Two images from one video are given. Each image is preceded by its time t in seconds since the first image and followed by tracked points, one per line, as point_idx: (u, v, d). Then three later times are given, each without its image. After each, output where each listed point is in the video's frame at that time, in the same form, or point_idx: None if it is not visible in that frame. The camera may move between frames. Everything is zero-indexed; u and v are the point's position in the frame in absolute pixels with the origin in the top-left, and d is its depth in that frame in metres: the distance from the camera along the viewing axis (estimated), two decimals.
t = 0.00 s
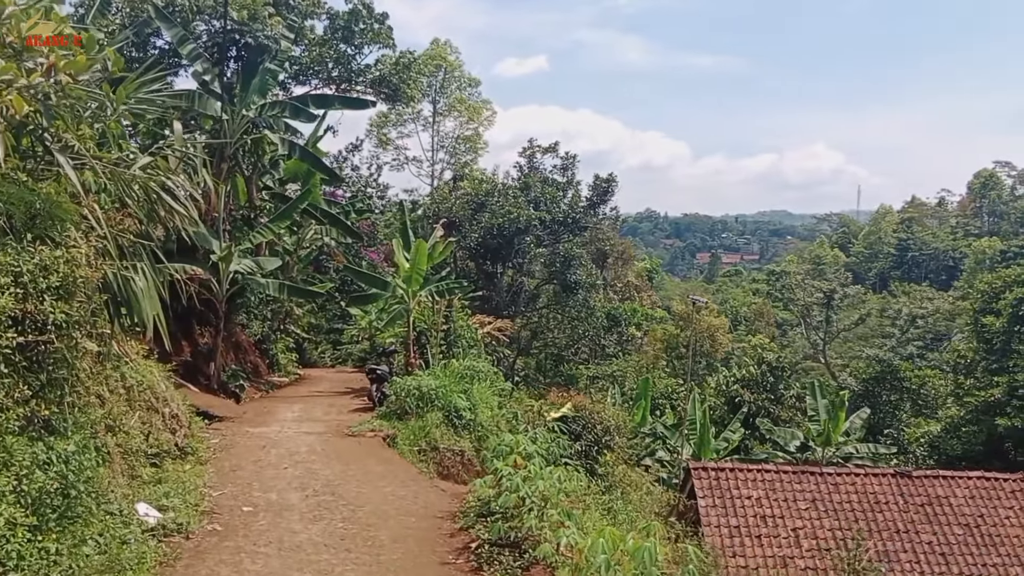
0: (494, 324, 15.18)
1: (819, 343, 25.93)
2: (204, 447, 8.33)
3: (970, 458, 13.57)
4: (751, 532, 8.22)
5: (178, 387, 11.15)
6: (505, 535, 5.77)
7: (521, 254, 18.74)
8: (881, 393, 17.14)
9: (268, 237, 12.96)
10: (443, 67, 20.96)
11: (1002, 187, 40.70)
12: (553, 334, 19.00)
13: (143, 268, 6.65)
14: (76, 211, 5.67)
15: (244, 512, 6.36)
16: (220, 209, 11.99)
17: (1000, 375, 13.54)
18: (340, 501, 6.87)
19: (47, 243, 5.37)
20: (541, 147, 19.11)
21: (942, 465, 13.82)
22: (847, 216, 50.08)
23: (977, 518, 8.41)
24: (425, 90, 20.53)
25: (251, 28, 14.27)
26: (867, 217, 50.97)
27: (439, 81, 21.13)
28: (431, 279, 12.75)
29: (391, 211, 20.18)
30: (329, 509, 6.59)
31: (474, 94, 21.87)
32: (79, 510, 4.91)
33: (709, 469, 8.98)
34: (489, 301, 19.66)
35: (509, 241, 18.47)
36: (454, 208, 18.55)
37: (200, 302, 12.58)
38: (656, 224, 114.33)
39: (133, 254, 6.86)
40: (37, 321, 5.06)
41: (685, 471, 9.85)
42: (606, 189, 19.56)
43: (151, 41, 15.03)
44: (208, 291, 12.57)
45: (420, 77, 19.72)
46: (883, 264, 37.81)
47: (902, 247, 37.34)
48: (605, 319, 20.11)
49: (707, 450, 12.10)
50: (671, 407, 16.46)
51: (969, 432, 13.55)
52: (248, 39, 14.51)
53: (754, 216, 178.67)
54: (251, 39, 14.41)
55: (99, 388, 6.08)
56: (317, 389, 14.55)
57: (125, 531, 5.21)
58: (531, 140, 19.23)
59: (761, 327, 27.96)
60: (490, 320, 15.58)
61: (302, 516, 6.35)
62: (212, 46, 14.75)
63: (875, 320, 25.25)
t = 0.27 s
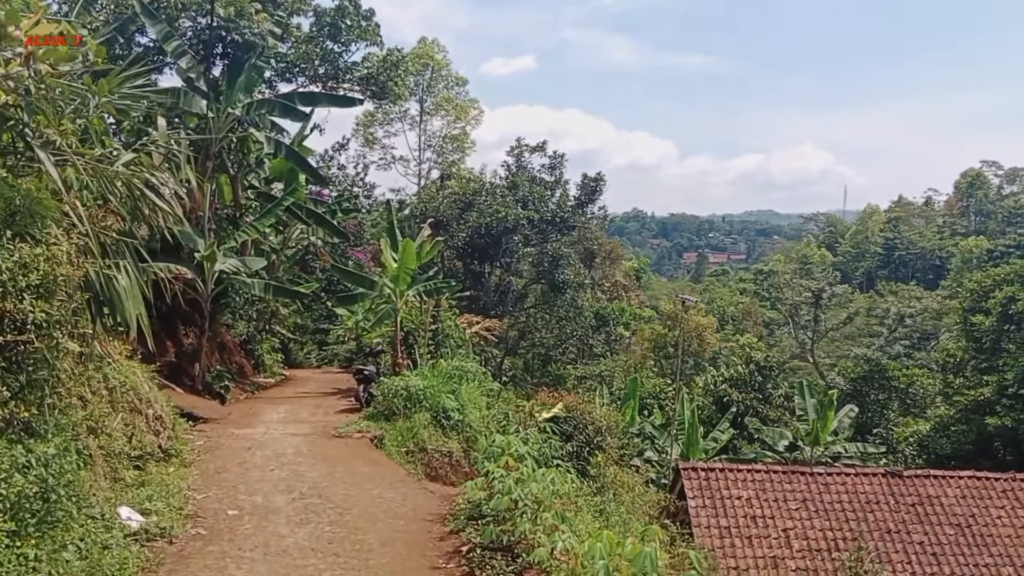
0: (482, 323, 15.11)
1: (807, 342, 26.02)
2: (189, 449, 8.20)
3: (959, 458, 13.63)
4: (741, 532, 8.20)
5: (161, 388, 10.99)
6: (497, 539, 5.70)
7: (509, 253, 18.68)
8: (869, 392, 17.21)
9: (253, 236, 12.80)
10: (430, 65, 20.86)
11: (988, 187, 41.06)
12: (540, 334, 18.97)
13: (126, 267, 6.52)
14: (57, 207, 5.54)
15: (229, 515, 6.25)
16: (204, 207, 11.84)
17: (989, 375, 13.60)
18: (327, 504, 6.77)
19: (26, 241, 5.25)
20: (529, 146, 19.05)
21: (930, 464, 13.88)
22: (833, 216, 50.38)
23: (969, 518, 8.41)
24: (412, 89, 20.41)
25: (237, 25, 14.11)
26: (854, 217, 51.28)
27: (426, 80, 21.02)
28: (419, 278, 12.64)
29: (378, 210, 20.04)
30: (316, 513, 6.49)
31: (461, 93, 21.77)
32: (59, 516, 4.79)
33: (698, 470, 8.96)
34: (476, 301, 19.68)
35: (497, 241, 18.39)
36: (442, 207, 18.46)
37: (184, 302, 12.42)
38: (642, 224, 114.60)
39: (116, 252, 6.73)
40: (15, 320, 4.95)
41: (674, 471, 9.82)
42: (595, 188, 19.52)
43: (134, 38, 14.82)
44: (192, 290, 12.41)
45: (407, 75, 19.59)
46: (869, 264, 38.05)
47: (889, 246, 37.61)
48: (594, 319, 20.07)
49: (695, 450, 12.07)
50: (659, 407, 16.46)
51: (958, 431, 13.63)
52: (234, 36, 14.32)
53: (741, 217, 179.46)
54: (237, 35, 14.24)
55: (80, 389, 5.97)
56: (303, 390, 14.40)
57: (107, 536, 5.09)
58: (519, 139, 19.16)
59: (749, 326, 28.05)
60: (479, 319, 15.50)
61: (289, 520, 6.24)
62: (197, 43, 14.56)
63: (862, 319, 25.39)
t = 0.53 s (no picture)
0: (471, 323, 15.00)
1: (794, 341, 26.14)
2: (173, 451, 8.08)
3: (946, 457, 13.72)
4: (731, 533, 8.19)
5: (146, 389, 10.84)
6: (489, 544, 5.61)
7: (497, 253, 18.62)
8: (856, 391, 17.31)
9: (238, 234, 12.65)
10: (417, 63, 20.74)
11: (971, 186, 41.45)
12: (528, 334, 18.94)
13: (108, 265, 6.41)
14: (36, 203, 5.41)
15: (214, 520, 6.14)
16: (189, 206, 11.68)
17: (976, 374, 13.68)
18: (315, 507, 6.68)
19: (4, 238, 5.11)
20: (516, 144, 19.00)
21: (917, 463, 13.97)
22: (818, 216, 50.71)
23: (958, 517, 8.42)
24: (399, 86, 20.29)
25: (223, 21, 13.94)
26: (839, 216, 51.65)
27: (412, 78, 20.90)
28: (407, 278, 12.54)
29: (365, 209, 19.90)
30: (303, 517, 6.40)
31: (448, 91, 21.67)
32: (39, 522, 4.68)
33: (688, 470, 8.96)
34: (464, 301, 19.50)
35: (485, 240, 18.32)
36: (429, 206, 18.36)
37: (169, 302, 12.25)
38: (629, 223, 114.85)
39: (98, 249, 6.59)
40: None
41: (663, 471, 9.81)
42: (582, 187, 19.49)
43: (117, 34, 14.61)
44: (176, 290, 12.24)
45: (394, 73, 19.47)
46: (854, 263, 38.30)
47: (874, 246, 37.89)
48: (583, 319, 20.02)
49: (683, 450, 12.17)
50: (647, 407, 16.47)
51: (945, 430, 13.71)
52: (220, 32, 14.14)
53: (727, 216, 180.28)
54: (222, 31, 14.05)
55: (63, 391, 5.89)
56: (289, 390, 14.26)
57: (89, 542, 4.97)
58: (507, 137, 19.10)
59: (736, 326, 28.17)
60: (467, 319, 15.44)
61: (276, 524, 6.15)
62: (182, 39, 14.37)
63: (848, 318, 25.55)
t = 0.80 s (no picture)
0: (458, 322, 14.87)
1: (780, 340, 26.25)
2: (158, 454, 7.95)
3: (932, 455, 13.75)
4: (721, 533, 8.18)
5: (129, 390, 10.68)
6: (483, 549, 5.55)
7: (484, 251, 18.55)
8: (842, 390, 17.40)
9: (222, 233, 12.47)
10: (403, 60, 20.60)
11: (954, 186, 41.86)
12: (515, 334, 18.83)
13: (89, 264, 6.24)
14: (13, 200, 5.18)
15: (200, 524, 6.04)
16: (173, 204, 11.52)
17: (962, 373, 13.75)
18: (303, 511, 6.59)
19: None
20: (503, 143, 18.93)
21: (903, 461, 14.04)
22: (803, 215, 51.06)
23: (946, 516, 8.46)
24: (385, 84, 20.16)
25: (208, 16, 13.69)
26: (823, 216, 52.04)
27: (398, 75, 20.77)
28: (394, 277, 12.44)
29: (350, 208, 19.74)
30: (291, 521, 6.30)
31: (434, 89, 21.56)
32: (19, 528, 4.57)
33: (677, 470, 8.94)
34: (451, 300, 19.30)
35: (472, 239, 18.24)
36: (416, 204, 18.26)
37: (152, 301, 12.08)
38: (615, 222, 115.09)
39: (78, 248, 6.43)
40: None
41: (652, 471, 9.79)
42: (570, 186, 19.44)
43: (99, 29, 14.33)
44: (160, 289, 12.07)
45: (381, 70, 19.34)
46: (839, 262, 38.59)
47: (858, 244, 38.18)
48: (571, 318, 20.03)
49: (671, 450, 12.18)
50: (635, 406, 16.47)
51: (931, 429, 13.80)
52: (204, 27, 13.89)
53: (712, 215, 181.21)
54: (207, 26, 13.80)
55: (43, 393, 5.82)
56: (275, 391, 14.12)
57: (71, 548, 4.86)
58: (493, 135, 19.02)
59: (723, 325, 28.28)
60: (455, 319, 15.37)
61: (263, 529, 6.05)
62: (165, 34, 14.11)
63: (833, 317, 25.73)
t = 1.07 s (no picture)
0: (446, 322, 14.80)
1: (766, 339, 26.37)
2: (141, 457, 7.82)
3: (917, 453, 13.84)
4: (710, 532, 8.17)
5: (111, 392, 10.51)
6: (479, 553, 5.52)
7: (471, 250, 18.54)
8: (827, 388, 17.52)
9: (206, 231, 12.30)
10: (389, 58, 20.47)
11: (936, 186, 42.29)
12: (502, 334, 18.68)
13: (69, 261, 6.09)
14: None
15: (185, 529, 5.93)
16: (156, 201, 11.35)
17: (947, 371, 13.85)
18: (291, 515, 6.50)
19: None
20: (490, 141, 18.86)
21: (890, 459, 14.12)
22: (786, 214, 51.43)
23: (933, 514, 8.51)
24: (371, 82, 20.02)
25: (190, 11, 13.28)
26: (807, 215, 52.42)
27: (384, 73, 20.63)
28: (381, 277, 12.33)
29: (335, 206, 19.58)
30: (280, 525, 6.22)
31: (420, 87, 21.44)
32: None
33: (666, 469, 8.91)
34: (438, 299, 19.28)
35: (459, 237, 18.18)
36: (402, 203, 18.13)
37: (134, 301, 11.90)
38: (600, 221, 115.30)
39: (58, 243, 6.29)
40: None
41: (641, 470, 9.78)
42: (557, 185, 19.38)
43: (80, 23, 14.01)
44: (142, 289, 11.89)
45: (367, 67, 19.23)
46: (823, 261, 38.87)
47: (841, 244, 38.50)
48: (558, 317, 20.00)
49: (658, 449, 12.17)
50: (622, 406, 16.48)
51: (916, 427, 13.89)
52: (188, 23, 13.51)
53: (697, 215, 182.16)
54: (190, 22, 13.43)
55: (22, 395, 5.76)
56: (260, 392, 13.97)
57: (53, 555, 4.75)
58: (480, 134, 18.95)
59: (709, 324, 28.40)
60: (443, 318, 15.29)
61: (251, 533, 5.96)
62: (148, 29, 13.78)
63: (818, 316, 25.90)
